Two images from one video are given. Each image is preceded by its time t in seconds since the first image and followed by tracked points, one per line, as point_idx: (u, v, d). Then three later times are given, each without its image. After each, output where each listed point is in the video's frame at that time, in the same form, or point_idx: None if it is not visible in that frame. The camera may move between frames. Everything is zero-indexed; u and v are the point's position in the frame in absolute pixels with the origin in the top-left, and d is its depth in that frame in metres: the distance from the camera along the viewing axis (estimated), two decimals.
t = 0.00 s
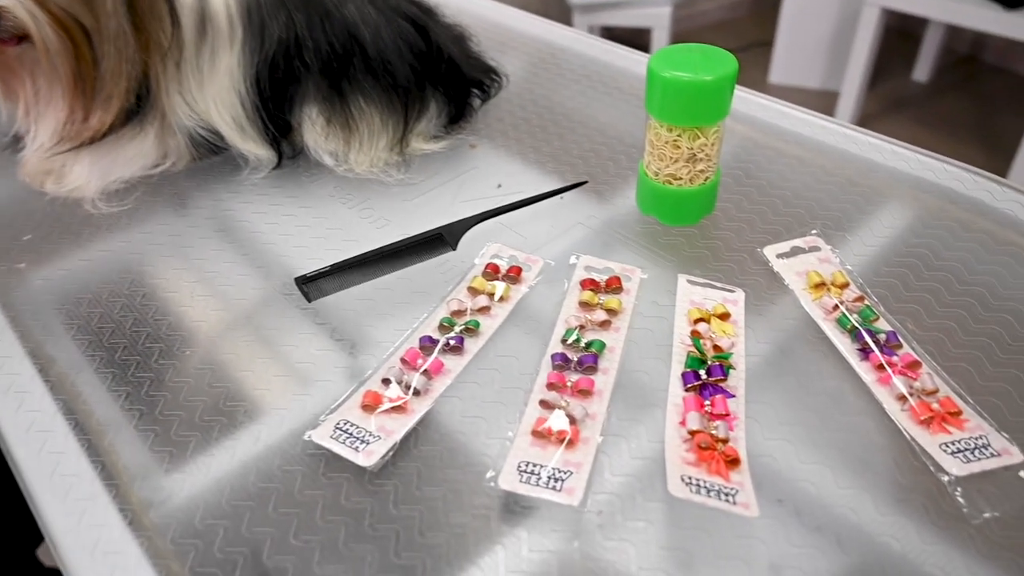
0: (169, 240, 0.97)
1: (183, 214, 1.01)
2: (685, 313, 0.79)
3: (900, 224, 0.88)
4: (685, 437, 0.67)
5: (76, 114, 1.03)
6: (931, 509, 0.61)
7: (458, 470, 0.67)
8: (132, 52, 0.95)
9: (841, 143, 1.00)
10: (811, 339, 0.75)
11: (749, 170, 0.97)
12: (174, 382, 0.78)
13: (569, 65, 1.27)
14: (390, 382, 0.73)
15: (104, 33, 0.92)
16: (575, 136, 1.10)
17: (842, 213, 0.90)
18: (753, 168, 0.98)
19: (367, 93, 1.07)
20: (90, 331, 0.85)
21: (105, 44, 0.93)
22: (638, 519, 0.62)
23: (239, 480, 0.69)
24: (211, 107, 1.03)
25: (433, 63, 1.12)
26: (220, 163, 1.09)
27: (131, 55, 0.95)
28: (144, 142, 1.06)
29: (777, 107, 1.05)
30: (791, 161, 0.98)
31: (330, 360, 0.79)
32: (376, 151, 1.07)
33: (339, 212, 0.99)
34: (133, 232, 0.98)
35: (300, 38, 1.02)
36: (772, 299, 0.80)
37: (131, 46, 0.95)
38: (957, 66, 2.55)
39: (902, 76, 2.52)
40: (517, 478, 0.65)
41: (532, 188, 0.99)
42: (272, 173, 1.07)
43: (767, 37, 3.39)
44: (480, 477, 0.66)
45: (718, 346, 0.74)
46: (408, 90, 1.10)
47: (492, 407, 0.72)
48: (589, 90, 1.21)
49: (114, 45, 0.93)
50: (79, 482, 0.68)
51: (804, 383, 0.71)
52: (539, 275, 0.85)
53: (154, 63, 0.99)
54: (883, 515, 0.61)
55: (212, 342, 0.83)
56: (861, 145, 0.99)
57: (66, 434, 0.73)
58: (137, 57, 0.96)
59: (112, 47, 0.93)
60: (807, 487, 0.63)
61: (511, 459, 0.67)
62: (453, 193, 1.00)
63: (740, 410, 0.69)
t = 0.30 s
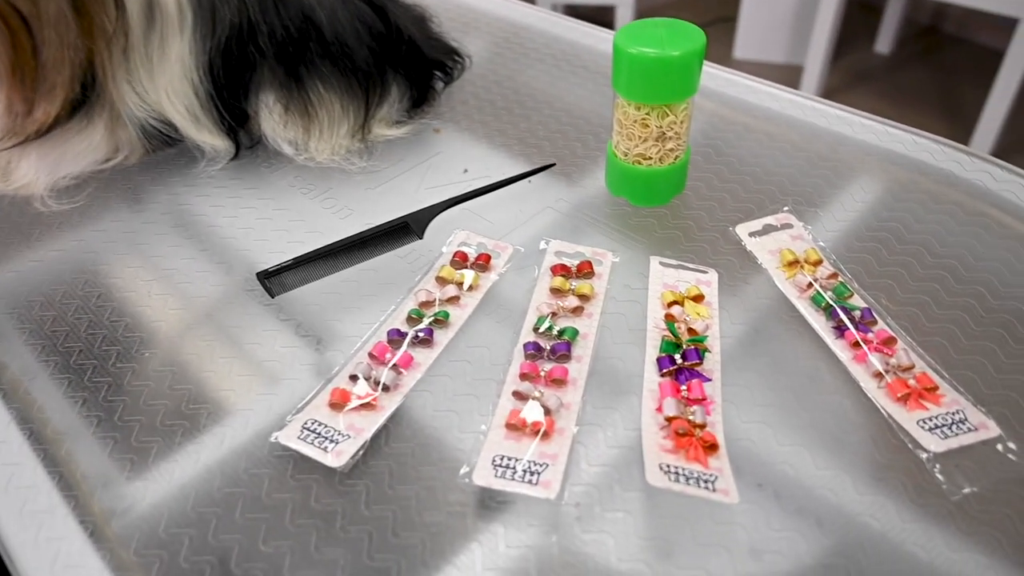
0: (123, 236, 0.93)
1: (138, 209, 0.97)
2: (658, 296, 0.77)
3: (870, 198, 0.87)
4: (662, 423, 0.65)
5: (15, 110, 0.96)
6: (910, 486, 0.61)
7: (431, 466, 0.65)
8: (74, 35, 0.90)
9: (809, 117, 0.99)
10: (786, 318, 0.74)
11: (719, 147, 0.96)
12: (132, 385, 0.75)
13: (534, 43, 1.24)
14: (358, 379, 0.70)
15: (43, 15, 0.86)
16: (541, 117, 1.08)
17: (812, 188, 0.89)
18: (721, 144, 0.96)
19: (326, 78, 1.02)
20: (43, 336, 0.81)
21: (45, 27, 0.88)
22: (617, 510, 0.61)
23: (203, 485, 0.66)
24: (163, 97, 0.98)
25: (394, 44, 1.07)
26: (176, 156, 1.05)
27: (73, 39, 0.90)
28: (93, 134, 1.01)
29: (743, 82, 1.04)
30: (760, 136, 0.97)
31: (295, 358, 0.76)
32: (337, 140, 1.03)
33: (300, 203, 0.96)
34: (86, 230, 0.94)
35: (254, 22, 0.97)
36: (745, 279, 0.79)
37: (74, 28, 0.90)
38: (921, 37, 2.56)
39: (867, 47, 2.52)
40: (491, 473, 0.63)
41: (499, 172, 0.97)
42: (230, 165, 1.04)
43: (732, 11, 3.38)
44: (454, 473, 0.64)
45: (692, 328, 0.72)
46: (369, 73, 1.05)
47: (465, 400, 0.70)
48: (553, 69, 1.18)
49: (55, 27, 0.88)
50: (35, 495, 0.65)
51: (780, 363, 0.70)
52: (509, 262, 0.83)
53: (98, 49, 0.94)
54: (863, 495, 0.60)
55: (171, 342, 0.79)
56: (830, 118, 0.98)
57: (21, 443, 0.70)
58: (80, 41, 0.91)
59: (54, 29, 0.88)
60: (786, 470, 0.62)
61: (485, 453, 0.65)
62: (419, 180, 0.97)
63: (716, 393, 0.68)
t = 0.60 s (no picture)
0: (78, 240, 0.89)
1: (92, 211, 0.93)
2: (635, 284, 0.76)
3: (843, 176, 0.86)
4: (643, 415, 0.64)
5: None
6: (893, 467, 0.60)
7: (409, 468, 0.63)
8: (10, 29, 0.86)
9: (779, 96, 0.98)
10: (764, 301, 0.73)
11: (690, 129, 0.95)
12: (92, 397, 0.72)
13: (498, 27, 1.22)
14: (329, 381, 0.68)
15: None
16: (509, 103, 1.05)
17: (785, 168, 0.88)
18: (692, 126, 0.95)
19: (283, 68, 0.98)
20: None
21: None
22: (601, 505, 0.60)
23: (172, 499, 0.63)
24: (112, 92, 0.94)
25: (353, 31, 1.03)
26: (131, 155, 1.00)
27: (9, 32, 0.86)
28: (39, 134, 0.96)
29: (712, 61, 1.03)
30: (731, 117, 0.96)
31: (263, 361, 0.73)
32: (299, 133, 1.00)
33: (263, 200, 0.93)
34: (38, 235, 0.90)
35: (204, 10, 0.92)
36: (722, 262, 0.78)
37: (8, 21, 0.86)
38: (882, 12, 2.57)
39: (830, 24, 2.53)
40: (471, 473, 0.61)
41: (468, 161, 0.94)
42: (187, 162, 1.00)
43: None
44: (432, 475, 0.62)
45: (671, 316, 0.71)
46: (329, 62, 1.01)
47: (441, 399, 0.68)
48: (519, 54, 1.16)
49: None
50: None
51: (759, 347, 0.69)
52: (481, 255, 0.81)
53: (38, 43, 0.89)
54: (847, 478, 0.60)
55: (132, 350, 0.76)
56: (799, 97, 0.97)
57: None
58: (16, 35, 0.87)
59: None
60: (770, 455, 0.61)
61: (464, 453, 0.63)
62: (386, 172, 0.94)
63: (697, 381, 0.67)
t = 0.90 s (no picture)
0: (36, 250, 0.86)
1: (50, 219, 0.89)
2: (615, 276, 0.75)
3: (817, 160, 0.86)
4: (628, 409, 0.63)
5: None
6: (879, 452, 0.60)
7: (392, 475, 0.62)
8: None
9: (750, 80, 0.97)
10: (744, 289, 0.73)
11: (663, 116, 0.94)
12: (58, 414, 0.69)
13: (465, 17, 1.19)
14: (306, 388, 0.66)
15: None
16: (479, 94, 1.03)
17: (759, 153, 0.88)
18: (664, 113, 0.94)
19: (244, 65, 0.94)
20: None
21: None
22: (590, 503, 0.59)
23: (147, 517, 0.61)
24: (65, 94, 0.90)
25: (315, 23, 0.99)
26: (88, 159, 0.97)
27: None
28: None
29: (683, 47, 1.02)
30: (704, 103, 0.95)
31: (236, 370, 0.71)
32: (263, 131, 0.97)
33: (229, 202, 0.90)
34: None
35: (158, 6, 0.87)
36: (701, 251, 0.77)
37: None
38: None
39: (794, 6, 2.54)
40: (456, 477, 0.60)
41: (440, 156, 0.92)
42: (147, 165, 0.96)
43: None
44: (417, 481, 0.61)
45: (652, 308, 0.70)
46: (291, 57, 0.98)
47: (422, 402, 0.66)
48: (488, 43, 1.14)
49: None
50: None
51: (741, 336, 0.69)
52: (457, 251, 0.79)
53: None
54: (834, 464, 0.60)
55: (98, 363, 0.73)
56: (771, 80, 0.96)
57: None
58: None
59: None
60: (757, 445, 0.61)
61: (448, 456, 0.62)
62: (355, 169, 0.92)
63: (681, 372, 0.66)
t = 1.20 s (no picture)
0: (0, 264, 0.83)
1: (14, 231, 0.86)
2: (600, 272, 0.74)
3: (794, 148, 0.86)
4: (619, 407, 0.63)
5: None
6: (869, 439, 0.60)
7: (382, 483, 0.61)
8: None
9: (725, 69, 0.97)
10: (729, 280, 0.73)
11: (640, 108, 0.93)
12: (32, 434, 0.66)
13: (435, 11, 1.17)
14: (290, 398, 0.65)
15: None
16: (453, 90, 1.02)
17: (738, 143, 0.88)
18: (641, 105, 0.94)
19: (211, 66, 0.91)
20: None
21: None
22: (584, 503, 0.58)
23: (130, 537, 0.59)
24: (24, 102, 0.86)
25: (283, 21, 0.97)
26: (53, 167, 0.94)
27: None
28: None
29: (657, 38, 1.01)
30: (680, 93, 0.95)
31: (216, 382, 0.69)
32: (234, 134, 0.95)
33: (201, 207, 0.88)
34: None
35: (118, 7, 0.84)
36: (684, 243, 0.77)
37: None
38: None
39: None
40: (448, 482, 0.59)
41: (416, 154, 0.91)
42: (113, 173, 0.93)
43: None
44: (408, 488, 0.60)
45: (639, 303, 0.70)
46: (259, 56, 0.95)
47: (410, 407, 0.65)
48: (460, 38, 1.12)
49: None
50: None
51: (728, 328, 0.69)
52: (439, 252, 0.78)
53: None
54: (825, 453, 0.60)
55: (71, 378, 0.71)
56: (746, 69, 0.96)
57: None
58: None
59: None
60: (748, 437, 0.61)
61: (439, 461, 0.61)
62: (331, 170, 0.90)
63: (670, 367, 0.66)
